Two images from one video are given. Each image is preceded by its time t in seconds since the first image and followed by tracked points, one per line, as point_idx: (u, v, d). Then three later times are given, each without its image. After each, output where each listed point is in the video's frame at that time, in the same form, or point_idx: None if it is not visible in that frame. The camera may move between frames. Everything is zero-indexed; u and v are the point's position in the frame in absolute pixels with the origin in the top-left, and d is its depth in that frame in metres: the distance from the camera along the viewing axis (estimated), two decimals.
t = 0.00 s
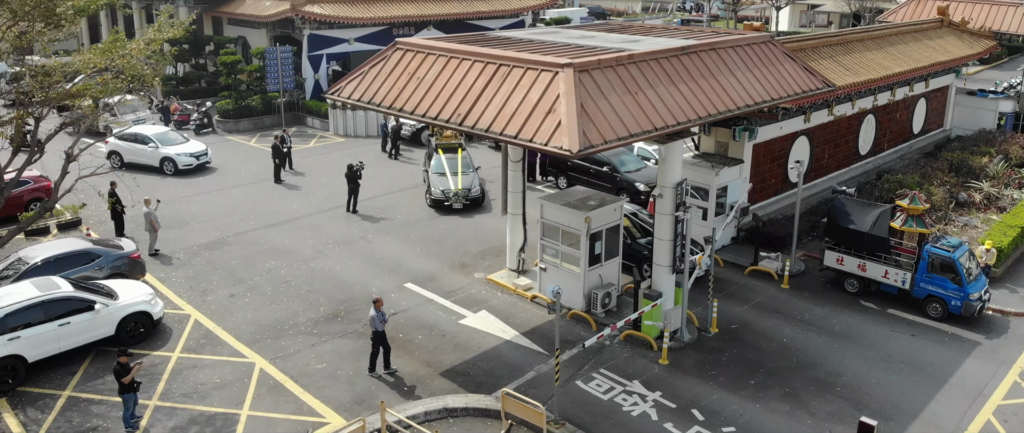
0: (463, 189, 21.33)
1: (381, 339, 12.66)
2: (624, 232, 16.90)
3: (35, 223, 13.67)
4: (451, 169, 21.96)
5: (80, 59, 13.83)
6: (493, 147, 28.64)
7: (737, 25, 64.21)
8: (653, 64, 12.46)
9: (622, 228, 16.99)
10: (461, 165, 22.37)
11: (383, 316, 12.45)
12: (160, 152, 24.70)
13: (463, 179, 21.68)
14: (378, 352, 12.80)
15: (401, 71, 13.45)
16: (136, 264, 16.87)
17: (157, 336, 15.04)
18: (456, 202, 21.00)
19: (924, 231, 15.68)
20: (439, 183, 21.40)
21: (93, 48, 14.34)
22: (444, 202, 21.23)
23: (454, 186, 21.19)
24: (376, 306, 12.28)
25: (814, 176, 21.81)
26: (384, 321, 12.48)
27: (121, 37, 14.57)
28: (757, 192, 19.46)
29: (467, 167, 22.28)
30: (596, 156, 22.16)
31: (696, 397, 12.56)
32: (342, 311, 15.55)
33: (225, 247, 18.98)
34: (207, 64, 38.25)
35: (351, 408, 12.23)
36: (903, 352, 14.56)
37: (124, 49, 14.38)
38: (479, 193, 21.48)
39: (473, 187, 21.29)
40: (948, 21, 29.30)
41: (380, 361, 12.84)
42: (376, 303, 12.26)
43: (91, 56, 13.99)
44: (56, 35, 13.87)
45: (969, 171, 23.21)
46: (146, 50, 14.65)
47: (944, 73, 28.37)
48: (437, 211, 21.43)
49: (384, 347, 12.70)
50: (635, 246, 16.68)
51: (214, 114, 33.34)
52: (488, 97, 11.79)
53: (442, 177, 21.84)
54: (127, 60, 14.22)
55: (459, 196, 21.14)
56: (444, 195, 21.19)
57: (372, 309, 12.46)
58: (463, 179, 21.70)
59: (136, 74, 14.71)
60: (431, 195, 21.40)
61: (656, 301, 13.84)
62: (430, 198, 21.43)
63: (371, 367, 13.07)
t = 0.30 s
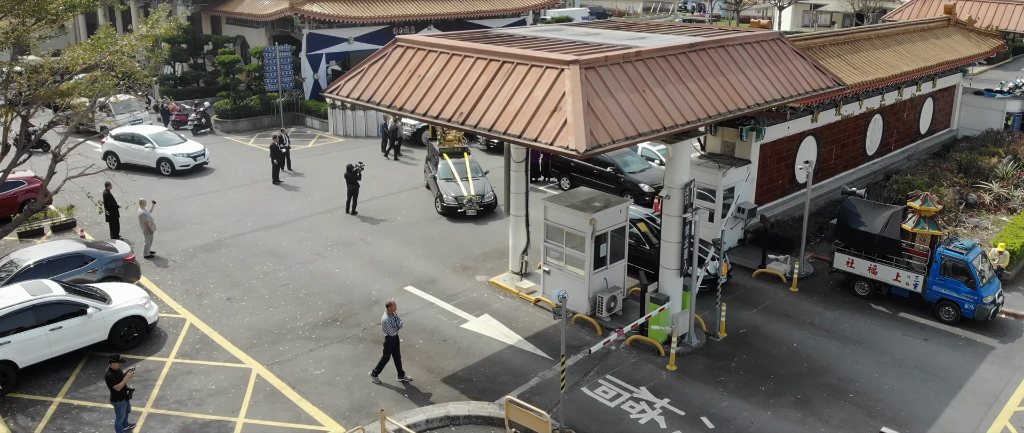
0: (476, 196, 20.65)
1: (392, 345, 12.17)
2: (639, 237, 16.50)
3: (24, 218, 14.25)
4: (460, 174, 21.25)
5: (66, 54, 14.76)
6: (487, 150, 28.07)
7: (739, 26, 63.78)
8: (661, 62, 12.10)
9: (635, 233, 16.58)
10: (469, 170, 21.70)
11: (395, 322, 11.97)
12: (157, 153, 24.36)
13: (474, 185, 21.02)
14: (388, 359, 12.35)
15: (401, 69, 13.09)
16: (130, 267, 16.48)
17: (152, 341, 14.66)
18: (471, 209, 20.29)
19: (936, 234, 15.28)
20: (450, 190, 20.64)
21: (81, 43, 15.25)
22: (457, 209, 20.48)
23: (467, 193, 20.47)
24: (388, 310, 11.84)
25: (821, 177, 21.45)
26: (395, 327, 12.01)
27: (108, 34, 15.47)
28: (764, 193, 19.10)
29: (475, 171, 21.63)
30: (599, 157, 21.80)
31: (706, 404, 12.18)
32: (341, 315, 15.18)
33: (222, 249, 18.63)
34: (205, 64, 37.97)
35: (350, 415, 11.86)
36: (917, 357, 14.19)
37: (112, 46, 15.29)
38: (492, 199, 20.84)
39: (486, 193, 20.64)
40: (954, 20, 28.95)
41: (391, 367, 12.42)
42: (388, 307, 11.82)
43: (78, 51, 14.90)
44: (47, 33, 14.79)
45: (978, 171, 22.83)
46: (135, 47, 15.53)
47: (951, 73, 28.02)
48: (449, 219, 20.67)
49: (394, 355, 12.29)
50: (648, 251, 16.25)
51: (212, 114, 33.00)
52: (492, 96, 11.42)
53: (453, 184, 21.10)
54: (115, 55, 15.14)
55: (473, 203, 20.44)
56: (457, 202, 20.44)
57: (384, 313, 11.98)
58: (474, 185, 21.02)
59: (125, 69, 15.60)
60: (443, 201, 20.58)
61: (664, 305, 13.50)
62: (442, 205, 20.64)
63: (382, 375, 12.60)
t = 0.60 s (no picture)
0: (492, 201, 19.95)
1: (407, 351, 11.78)
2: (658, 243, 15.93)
3: (12, 221, 14.45)
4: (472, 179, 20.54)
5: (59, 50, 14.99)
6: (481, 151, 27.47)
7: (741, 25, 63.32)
8: (670, 58, 11.77)
9: (654, 238, 16.02)
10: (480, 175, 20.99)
11: (409, 325, 11.65)
12: (155, 153, 24.02)
13: (487, 190, 20.33)
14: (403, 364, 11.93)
15: (403, 65, 12.75)
16: (126, 269, 16.11)
17: (147, 344, 14.32)
18: (488, 215, 19.60)
19: (949, 234, 14.98)
20: (465, 195, 19.87)
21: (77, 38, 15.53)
22: (473, 215, 19.74)
23: (483, 198, 19.75)
24: (403, 313, 11.50)
25: (828, 177, 21.11)
26: (409, 331, 11.66)
27: (105, 28, 15.65)
28: (771, 193, 18.77)
29: (486, 176, 20.96)
30: (604, 157, 21.46)
31: (716, 410, 11.84)
32: (341, 318, 14.85)
33: (219, 250, 18.30)
34: (204, 63, 37.65)
35: (350, 422, 11.53)
36: (931, 361, 13.84)
37: (107, 39, 15.44)
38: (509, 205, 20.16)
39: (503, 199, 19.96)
40: (962, 18, 28.62)
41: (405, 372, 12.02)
42: (403, 311, 11.48)
43: (71, 46, 15.15)
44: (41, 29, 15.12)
45: (988, 171, 22.48)
46: (130, 40, 15.59)
47: (958, 72, 27.70)
48: (464, 226, 19.90)
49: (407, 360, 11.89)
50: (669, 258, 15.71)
51: (211, 113, 32.66)
52: (496, 93, 11.09)
53: (465, 189, 20.31)
54: (110, 50, 15.27)
55: (490, 209, 19.74)
56: (473, 208, 19.67)
57: (398, 316, 11.66)
58: (488, 190, 20.32)
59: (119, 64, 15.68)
60: (457, 208, 19.79)
61: (672, 308, 13.17)
62: (456, 212, 19.85)
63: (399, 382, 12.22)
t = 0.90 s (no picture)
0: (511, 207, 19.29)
1: (419, 357, 11.38)
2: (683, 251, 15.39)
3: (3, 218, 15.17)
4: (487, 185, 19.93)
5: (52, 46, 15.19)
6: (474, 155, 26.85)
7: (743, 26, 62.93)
8: (680, 54, 11.45)
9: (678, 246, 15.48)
10: (494, 181, 20.37)
11: (424, 332, 11.20)
12: (152, 153, 23.71)
13: (503, 196, 19.72)
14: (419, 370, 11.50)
15: (405, 62, 12.43)
16: (122, 271, 15.76)
17: (144, 348, 13.98)
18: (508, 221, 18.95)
19: (962, 235, 14.69)
20: (483, 201, 19.19)
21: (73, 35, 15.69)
22: (493, 222, 19.06)
23: (502, 204, 19.09)
24: (416, 319, 11.05)
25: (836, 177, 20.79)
26: (424, 336, 11.22)
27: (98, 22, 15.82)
28: (779, 193, 18.46)
29: (501, 182, 20.35)
30: (608, 156, 21.13)
31: (727, 417, 11.51)
32: (342, 321, 14.52)
33: (218, 251, 17.97)
34: (203, 63, 37.35)
35: (351, 429, 11.20)
36: (946, 365, 13.51)
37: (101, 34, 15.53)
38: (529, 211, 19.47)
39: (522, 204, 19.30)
40: (969, 17, 28.32)
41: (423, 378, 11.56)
42: (416, 317, 11.03)
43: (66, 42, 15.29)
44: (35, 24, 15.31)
45: (998, 171, 22.16)
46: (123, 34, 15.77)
47: (966, 71, 27.38)
48: (483, 233, 19.20)
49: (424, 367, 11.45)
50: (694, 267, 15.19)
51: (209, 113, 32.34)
52: (501, 90, 10.77)
53: (481, 195, 19.66)
54: (102, 44, 15.21)
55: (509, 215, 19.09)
56: (492, 214, 19.00)
57: (411, 322, 11.21)
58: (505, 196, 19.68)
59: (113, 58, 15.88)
60: (476, 214, 19.07)
61: (681, 311, 12.85)
62: (475, 218, 19.14)
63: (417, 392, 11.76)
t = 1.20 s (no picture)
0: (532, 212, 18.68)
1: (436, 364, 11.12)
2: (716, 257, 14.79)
3: None
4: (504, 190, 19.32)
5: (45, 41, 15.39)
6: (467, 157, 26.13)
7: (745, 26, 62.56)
8: (691, 50, 11.15)
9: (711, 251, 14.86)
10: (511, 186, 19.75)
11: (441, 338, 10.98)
12: (151, 153, 23.42)
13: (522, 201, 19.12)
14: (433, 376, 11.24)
15: (408, 59, 12.14)
16: (119, 272, 15.42)
17: (141, 352, 13.66)
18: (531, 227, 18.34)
19: (977, 236, 14.34)
20: (503, 207, 18.58)
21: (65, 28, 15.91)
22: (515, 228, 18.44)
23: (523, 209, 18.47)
24: (432, 324, 10.85)
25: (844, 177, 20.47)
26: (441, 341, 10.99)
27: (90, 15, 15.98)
28: (788, 194, 18.15)
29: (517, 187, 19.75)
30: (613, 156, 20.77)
31: (740, 423, 11.19)
32: (343, 324, 14.21)
33: (217, 253, 17.66)
34: (203, 63, 37.08)
35: None
36: (962, 369, 13.19)
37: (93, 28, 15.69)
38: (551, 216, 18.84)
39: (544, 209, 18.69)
40: (977, 15, 28.01)
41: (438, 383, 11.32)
42: (432, 322, 10.82)
43: (58, 37, 15.52)
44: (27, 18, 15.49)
45: (1008, 171, 21.84)
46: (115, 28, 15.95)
47: (974, 71, 27.08)
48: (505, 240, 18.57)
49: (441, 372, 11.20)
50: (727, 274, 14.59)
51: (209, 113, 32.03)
52: (507, 87, 10.47)
53: (498, 200, 19.07)
54: (95, 37, 15.47)
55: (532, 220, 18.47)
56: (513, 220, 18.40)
57: (428, 328, 11.01)
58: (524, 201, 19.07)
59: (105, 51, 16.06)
60: (497, 220, 18.47)
61: (690, 314, 12.55)
62: (496, 224, 18.51)
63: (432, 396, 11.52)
